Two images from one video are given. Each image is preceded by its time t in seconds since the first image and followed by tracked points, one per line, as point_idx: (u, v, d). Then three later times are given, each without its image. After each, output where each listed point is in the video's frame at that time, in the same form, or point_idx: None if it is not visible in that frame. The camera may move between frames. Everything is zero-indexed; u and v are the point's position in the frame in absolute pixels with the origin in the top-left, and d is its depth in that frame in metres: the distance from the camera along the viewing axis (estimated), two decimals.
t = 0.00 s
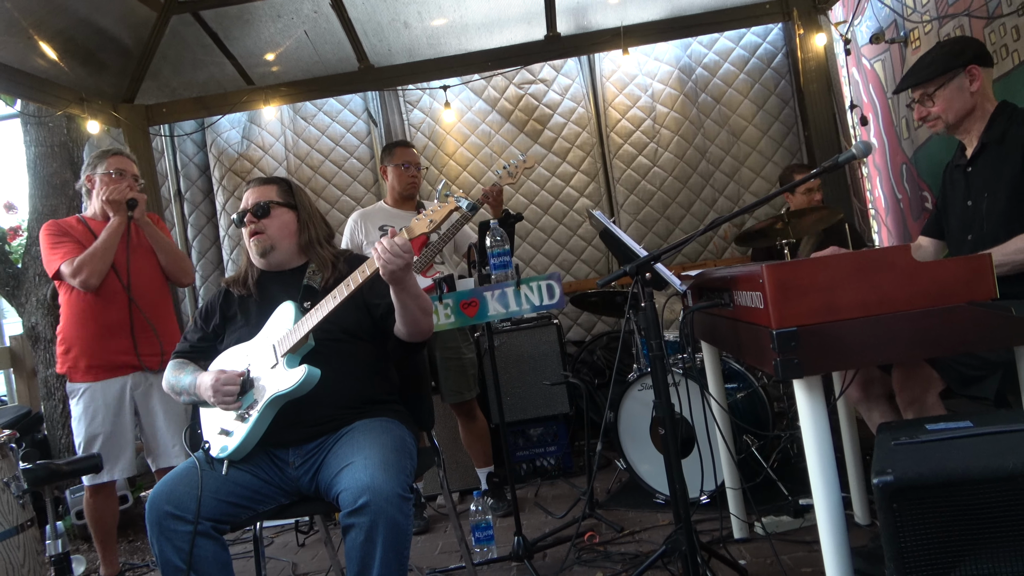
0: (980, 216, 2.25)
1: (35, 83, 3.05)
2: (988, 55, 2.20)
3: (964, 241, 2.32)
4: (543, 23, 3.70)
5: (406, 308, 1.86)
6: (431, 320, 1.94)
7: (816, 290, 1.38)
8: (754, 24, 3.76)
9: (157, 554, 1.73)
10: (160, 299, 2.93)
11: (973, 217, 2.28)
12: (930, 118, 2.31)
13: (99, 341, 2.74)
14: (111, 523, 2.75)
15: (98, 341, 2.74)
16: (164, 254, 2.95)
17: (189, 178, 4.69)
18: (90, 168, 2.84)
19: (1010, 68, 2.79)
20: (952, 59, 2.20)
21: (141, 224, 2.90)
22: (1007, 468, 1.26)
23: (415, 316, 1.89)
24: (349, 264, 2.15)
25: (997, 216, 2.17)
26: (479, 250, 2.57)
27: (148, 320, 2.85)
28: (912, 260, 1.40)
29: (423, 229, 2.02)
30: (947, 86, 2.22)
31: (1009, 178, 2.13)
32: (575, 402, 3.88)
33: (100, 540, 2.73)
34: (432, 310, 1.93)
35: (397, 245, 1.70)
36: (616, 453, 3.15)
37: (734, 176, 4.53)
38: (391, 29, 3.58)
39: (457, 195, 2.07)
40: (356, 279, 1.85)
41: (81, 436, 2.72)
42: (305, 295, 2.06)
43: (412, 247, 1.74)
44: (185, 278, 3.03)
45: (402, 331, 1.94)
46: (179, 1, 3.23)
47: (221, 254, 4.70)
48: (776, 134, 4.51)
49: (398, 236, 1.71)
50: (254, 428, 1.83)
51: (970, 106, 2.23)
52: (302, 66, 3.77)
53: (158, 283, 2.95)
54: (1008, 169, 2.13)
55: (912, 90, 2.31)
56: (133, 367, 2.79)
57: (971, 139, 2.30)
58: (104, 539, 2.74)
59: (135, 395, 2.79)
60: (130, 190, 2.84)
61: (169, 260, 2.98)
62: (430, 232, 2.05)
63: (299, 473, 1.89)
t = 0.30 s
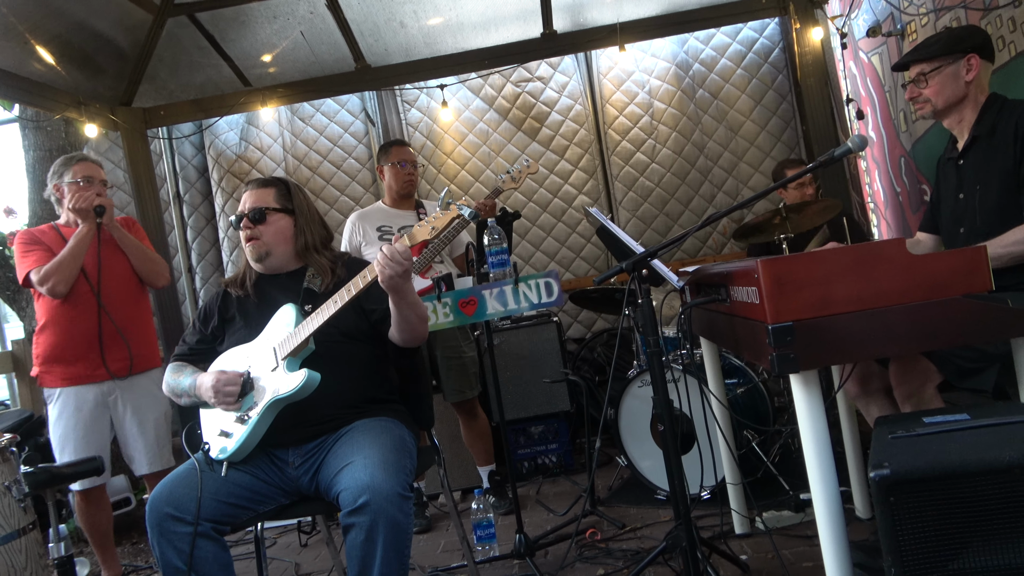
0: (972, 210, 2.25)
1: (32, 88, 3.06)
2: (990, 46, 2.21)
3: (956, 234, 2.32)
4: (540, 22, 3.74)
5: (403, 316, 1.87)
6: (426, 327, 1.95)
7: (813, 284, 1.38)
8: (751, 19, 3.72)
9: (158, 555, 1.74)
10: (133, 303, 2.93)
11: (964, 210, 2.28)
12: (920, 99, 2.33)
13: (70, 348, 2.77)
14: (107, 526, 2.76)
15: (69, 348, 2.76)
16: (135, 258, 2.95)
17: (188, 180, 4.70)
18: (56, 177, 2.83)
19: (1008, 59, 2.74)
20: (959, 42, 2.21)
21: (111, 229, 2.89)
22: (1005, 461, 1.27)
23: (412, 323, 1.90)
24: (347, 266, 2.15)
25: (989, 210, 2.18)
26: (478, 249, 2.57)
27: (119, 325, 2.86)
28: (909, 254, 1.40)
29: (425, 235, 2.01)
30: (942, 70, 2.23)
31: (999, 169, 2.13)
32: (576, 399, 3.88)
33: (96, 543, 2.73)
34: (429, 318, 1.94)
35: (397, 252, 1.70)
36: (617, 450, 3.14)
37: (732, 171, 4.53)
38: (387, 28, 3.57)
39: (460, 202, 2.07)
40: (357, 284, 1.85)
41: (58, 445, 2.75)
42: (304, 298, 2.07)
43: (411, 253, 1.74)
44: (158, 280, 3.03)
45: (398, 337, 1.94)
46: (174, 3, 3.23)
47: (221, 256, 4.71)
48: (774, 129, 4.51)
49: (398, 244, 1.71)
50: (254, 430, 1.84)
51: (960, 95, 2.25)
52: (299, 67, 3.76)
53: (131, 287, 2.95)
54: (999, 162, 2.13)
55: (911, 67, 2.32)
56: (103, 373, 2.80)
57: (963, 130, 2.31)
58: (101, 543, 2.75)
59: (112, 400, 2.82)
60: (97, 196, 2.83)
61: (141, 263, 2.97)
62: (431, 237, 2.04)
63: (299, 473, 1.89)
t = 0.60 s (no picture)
0: (979, 207, 2.23)
1: (37, 90, 3.08)
2: (993, 43, 2.21)
3: (964, 231, 2.30)
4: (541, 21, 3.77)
5: (408, 311, 1.86)
6: (432, 322, 1.94)
7: (814, 281, 1.38)
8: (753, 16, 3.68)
9: (164, 555, 1.75)
10: (122, 305, 2.95)
11: (971, 208, 2.27)
12: (920, 95, 2.33)
13: (61, 353, 2.78)
14: (111, 524, 2.78)
15: (62, 353, 2.78)
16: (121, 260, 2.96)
17: (192, 182, 4.71)
18: (35, 185, 2.82)
19: (1013, 52, 2.67)
20: (962, 38, 2.20)
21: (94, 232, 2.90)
22: (1007, 457, 1.26)
23: (417, 319, 1.89)
24: (349, 266, 2.15)
25: (994, 209, 2.17)
26: (481, 249, 2.57)
27: (109, 328, 2.88)
28: (910, 250, 1.40)
29: (425, 231, 2.01)
30: (944, 66, 2.23)
31: (1001, 166, 2.13)
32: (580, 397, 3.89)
33: (101, 542, 2.75)
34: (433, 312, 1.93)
35: (396, 249, 1.70)
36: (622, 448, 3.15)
37: (736, 168, 4.52)
38: (389, 28, 3.57)
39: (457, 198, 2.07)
40: (358, 283, 1.85)
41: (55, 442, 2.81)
42: (307, 297, 2.08)
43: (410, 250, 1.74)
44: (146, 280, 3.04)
45: (402, 334, 1.94)
46: (176, 5, 3.24)
47: (225, 256, 4.72)
48: (777, 125, 4.49)
49: (396, 241, 1.71)
50: (258, 430, 1.84)
51: (961, 92, 2.24)
52: (301, 67, 3.76)
53: (119, 289, 2.97)
54: (1003, 161, 2.12)
55: (914, 62, 2.32)
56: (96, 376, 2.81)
57: (965, 126, 2.31)
58: (105, 541, 2.76)
59: (101, 400, 2.83)
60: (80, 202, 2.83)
61: (128, 264, 2.98)
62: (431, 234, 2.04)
63: (303, 473, 1.90)
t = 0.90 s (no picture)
0: (972, 201, 2.23)
1: (35, 93, 3.08)
2: (995, 39, 2.21)
3: (957, 226, 2.31)
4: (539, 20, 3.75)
5: (406, 315, 1.87)
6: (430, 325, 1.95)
7: (812, 279, 1.38)
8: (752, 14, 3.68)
9: (165, 555, 1.75)
10: (113, 308, 2.95)
11: (964, 202, 2.27)
12: (919, 86, 2.32)
13: (54, 359, 2.79)
14: (111, 524, 2.78)
15: (54, 360, 2.80)
16: (111, 263, 2.94)
17: (192, 183, 4.71)
18: (18, 193, 2.80)
19: (1011, 48, 2.66)
20: (966, 31, 2.21)
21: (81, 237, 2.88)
22: (1005, 453, 1.26)
23: (415, 322, 1.90)
24: (349, 267, 2.16)
25: (989, 203, 2.16)
26: (480, 248, 2.58)
27: (101, 332, 2.88)
28: (908, 246, 1.40)
29: (427, 234, 2.02)
30: (947, 57, 2.23)
31: (997, 161, 2.12)
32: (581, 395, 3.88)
33: (102, 542, 2.76)
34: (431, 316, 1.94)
35: (393, 253, 1.72)
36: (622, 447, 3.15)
37: (735, 166, 4.52)
38: (387, 28, 3.57)
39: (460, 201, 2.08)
40: (359, 285, 1.85)
41: (50, 441, 2.82)
42: (307, 299, 2.08)
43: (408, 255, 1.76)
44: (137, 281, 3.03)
45: (401, 336, 1.95)
46: (175, 7, 3.25)
47: (226, 257, 4.73)
48: (776, 123, 4.49)
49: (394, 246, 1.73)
50: (259, 430, 1.85)
51: (959, 86, 2.24)
52: (300, 68, 3.76)
53: (110, 291, 2.96)
54: (997, 154, 2.12)
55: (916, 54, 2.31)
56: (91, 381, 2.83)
57: (960, 122, 2.31)
58: (106, 541, 2.77)
59: (98, 401, 2.85)
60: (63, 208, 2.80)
61: (117, 267, 2.97)
62: (432, 237, 2.05)
63: (303, 473, 1.90)
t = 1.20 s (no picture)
0: (979, 204, 2.23)
1: (38, 93, 3.09)
2: (991, 39, 2.20)
3: (965, 228, 2.30)
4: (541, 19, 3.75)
5: (398, 328, 1.91)
6: (422, 340, 1.99)
7: (815, 278, 1.38)
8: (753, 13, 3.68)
9: (168, 555, 1.76)
10: (104, 296, 2.95)
11: (970, 205, 2.27)
12: (919, 91, 2.32)
13: (43, 349, 2.80)
14: (112, 524, 2.78)
15: (45, 349, 2.80)
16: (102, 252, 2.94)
17: (194, 184, 4.72)
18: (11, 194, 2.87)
19: (1013, 48, 2.65)
20: (961, 34, 2.20)
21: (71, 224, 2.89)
22: (1007, 452, 1.26)
23: (407, 338, 1.95)
24: (352, 268, 2.16)
25: (996, 207, 2.16)
26: (482, 248, 2.57)
27: (90, 323, 2.87)
28: (910, 246, 1.40)
29: (430, 236, 2.04)
30: (942, 65, 2.22)
31: (1002, 162, 2.13)
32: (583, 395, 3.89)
33: (106, 544, 2.77)
34: (425, 331, 1.98)
35: (386, 263, 1.74)
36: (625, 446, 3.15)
37: (737, 166, 4.51)
38: (389, 29, 3.57)
39: (466, 203, 2.06)
40: (361, 286, 1.86)
41: (51, 442, 2.83)
42: (310, 299, 2.08)
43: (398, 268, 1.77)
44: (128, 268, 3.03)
45: (394, 345, 1.99)
46: (177, 8, 3.25)
47: (228, 257, 4.73)
48: (778, 122, 4.49)
49: (387, 256, 1.75)
50: (262, 430, 1.85)
51: (960, 88, 2.24)
52: (302, 68, 3.76)
53: (101, 280, 2.97)
54: (1002, 157, 2.12)
55: (911, 62, 2.30)
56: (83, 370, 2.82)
57: (964, 124, 2.31)
58: (108, 540, 2.77)
59: (97, 400, 2.85)
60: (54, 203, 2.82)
61: (109, 255, 2.97)
62: (437, 239, 2.07)
63: (306, 473, 1.91)
